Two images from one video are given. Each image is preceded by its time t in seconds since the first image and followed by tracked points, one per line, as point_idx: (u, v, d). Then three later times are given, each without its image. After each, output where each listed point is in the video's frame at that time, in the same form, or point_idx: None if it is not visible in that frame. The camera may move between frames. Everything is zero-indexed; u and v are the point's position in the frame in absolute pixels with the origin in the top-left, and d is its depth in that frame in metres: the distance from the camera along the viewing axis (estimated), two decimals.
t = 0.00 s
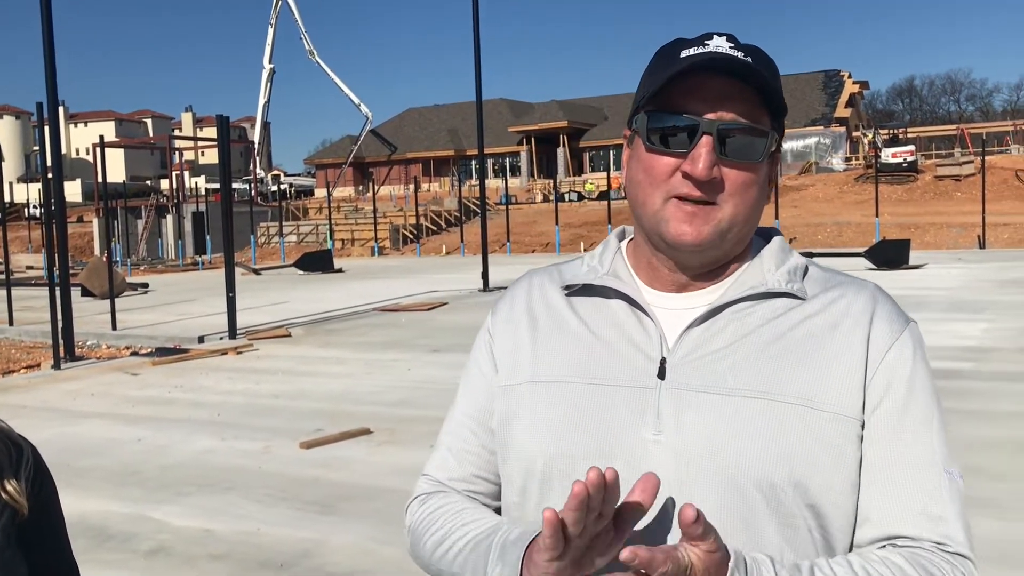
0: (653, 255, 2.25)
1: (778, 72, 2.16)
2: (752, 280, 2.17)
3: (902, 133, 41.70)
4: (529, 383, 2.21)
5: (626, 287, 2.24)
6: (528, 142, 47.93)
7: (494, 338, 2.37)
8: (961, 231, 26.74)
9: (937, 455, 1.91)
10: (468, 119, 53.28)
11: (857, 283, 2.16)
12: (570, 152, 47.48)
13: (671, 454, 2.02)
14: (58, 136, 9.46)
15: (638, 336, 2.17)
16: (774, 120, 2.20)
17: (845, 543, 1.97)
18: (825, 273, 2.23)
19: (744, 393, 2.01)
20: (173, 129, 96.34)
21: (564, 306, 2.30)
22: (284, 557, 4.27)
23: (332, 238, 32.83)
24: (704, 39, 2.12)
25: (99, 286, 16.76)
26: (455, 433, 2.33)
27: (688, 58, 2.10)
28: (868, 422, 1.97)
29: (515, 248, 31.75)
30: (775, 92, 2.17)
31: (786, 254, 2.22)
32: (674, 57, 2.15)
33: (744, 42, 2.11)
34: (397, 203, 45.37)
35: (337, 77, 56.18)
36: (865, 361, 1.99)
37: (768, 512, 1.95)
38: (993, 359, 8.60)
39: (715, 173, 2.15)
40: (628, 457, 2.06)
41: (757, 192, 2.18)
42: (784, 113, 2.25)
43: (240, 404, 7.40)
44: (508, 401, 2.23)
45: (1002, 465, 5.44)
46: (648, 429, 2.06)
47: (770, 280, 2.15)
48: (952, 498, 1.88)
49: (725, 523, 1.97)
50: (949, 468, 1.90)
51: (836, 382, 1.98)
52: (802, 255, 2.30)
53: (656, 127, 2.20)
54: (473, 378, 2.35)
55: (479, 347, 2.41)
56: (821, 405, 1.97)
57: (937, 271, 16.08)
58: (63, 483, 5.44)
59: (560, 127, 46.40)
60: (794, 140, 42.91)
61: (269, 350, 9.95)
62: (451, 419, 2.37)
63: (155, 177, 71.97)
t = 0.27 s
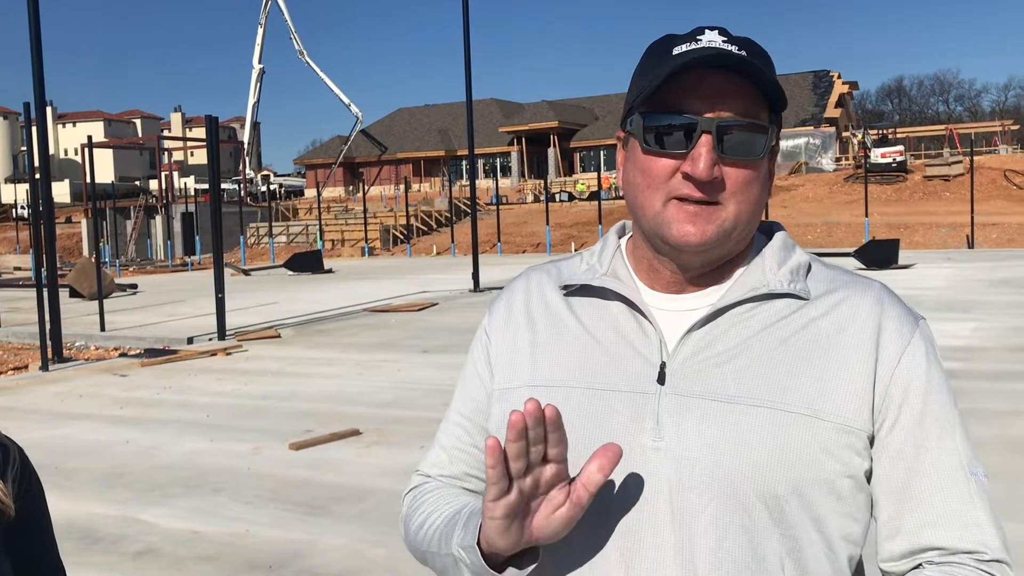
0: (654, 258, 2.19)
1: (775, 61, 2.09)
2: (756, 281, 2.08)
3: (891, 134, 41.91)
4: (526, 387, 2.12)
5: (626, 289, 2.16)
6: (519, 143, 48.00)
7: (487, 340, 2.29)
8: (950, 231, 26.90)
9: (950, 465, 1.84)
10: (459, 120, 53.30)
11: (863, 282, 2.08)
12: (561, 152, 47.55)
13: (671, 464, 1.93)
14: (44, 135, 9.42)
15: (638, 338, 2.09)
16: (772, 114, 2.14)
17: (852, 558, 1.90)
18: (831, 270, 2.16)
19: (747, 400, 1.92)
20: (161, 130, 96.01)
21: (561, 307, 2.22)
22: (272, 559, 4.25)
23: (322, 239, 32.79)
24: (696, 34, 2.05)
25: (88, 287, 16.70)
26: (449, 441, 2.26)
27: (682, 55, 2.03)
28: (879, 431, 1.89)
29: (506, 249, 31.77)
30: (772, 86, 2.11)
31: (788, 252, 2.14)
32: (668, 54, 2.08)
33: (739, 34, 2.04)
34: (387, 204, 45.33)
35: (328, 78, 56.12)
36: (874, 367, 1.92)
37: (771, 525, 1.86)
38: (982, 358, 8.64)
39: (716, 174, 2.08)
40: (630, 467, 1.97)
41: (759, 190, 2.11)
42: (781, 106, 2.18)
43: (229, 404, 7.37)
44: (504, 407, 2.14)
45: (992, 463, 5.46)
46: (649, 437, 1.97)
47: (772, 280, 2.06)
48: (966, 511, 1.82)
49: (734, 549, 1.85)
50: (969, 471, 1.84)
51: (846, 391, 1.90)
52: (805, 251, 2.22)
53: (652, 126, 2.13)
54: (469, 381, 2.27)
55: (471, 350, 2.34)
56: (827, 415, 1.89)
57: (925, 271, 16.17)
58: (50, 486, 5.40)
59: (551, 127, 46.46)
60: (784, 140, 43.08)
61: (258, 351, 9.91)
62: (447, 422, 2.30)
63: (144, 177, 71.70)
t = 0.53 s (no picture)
0: (650, 261, 2.19)
1: (766, 60, 2.08)
2: (754, 281, 2.08)
3: (882, 133, 42.05)
4: (524, 389, 2.13)
5: (622, 289, 2.16)
6: (511, 142, 48.00)
7: (487, 338, 2.29)
8: (940, 229, 27.01)
9: (945, 463, 1.85)
10: (450, 119, 53.26)
11: (861, 280, 2.08)
12: (552, 151, 47.58)
13: (670, 465, 1.95)
14: (33, 134, 9.37)
15: (636, 340, 2.09)
16: (764, 113, 2.13)
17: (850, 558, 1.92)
18: (828, 268, 2.15)
19: (745, 404, 1.93)
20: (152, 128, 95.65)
21: (558, 308, 2.22)
22: (263, 558, 4.25)
23: (313, 238, 32.74)
24: (684, 35, 2.05)
25: (78, 286, 16.64)
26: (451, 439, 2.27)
27: (671, 57, 2.03)
28: (874, 432, 1.90)
29: (497, 248, 31.77)
30: (763, 85, 2.10)
31: (786, 251, 2.14)
32: (657, 55, 2.08)
33: (727, 34, 2.03)
34: (379, 202, 45.30)
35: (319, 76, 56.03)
36: (870, 367, 1.92)
37: (769, 527, 1.88)
38: (972, 357, 8.69)
39: (710, 176, 2.08)
40: (628, 469, 1.98)
41: (754, 190, 2.11)
42: (774, 104, 2.17)
43: (220, 404, 7.35)
44: (502, 409, 2.15)
45: (980, 461, 5.49)
46: (648, 439, 1.98)
47: (770, 282, 2.06)
48: (961, 508, 1.82)
49: (729, 547, 1.89)
50: (959, 471, 1.85)
51: (840, 392, 1.91)
52: (802, 250, 2.21)
53: (643, 129, 2.13)
54: (468, 382, 2.27)
55: (472, 347, 2.33)
56: (823, 416, 1.90)
57: (915, 270, 16.25)
58: (40, 486, 5.39)
59: (543, 126, 46.48)
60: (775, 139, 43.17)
61: (249, 350, 9.90)
62: (447, 423, 2.31)
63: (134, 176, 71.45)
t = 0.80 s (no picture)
0: (643, 255, 2.18)
1: (761, 54, 2.08)
2: (750, 275, 2.08)
3: (874, 131, 42.16)
4: (521, 381, 2.13)
5: (619, 281, 2.15)
6: (504, 139, 48.00)
7: (485, 332, 2.28)
8: (932, 226, 27.10)
9: (941, 451, 1.85)
10: (444, 116, 53.22)
11: (858, 273, 2.07)
12: (546, 149, 47.58)
13: (670, 458, 1.95)
14: (24, 132, 9.32)
15: (633, 333, 2.09)
16: (759, 106, 2.13)
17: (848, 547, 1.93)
18: (826, 260, 2.14)
19: (744, 397, 1.94)
20: (144, 126, 95.35)
21: (553, 301, 2.21)
22: (256, 556, 4.24)
23: (306, 236, 32.68)
24: (679, 26, 2.05)
25: (70, 284, 16.59)
26: (451, 431, 2.27)
27: (665, 49, 2.03)
28: (870, 421, 1.90)
29: (490, 246, 31.76)
30: (756, 80, 2.10)
31: (784, 244, 2.13)
32: (650, 48, 2.08)
33: (721, 27, 2.04)
34: (372, 200, 45.25)
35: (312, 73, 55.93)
36: (866, 358, 1.93)
37: (768, 519, 1.90)
38: (965, 353, 8.71)
39: (699, 169, 2.08)
40: (626, 461, 1.99)
41: (745, 184, 2.12)
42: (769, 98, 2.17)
43: (213, 402, 7.34)
44: (500, 403, 2.15)
45: (974, 457, 5.51)
46: (647, 432, 1.99)
47: (767, 275, 2.05)
48: (956, 496, 1.83)
49: (729, 539, 1.91)
50: (953, 460, 1.84)
51: (836, 383, 1.91)
52: (800, 243, 2.20)
53: (635, 121, 2.14)
54: (466, 376, 2.28)
55: (471, 340, 2.33)
56: (822, 408, 1.90)
57: (907, 266, 16.30)
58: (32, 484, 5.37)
59: (536, 123, 46.48)
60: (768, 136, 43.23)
61: (242, 347, 9.88)
62: (447, 415, 2.31)
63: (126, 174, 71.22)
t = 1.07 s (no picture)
0: (641, 255, 2.17)
1: (760, 53, 2.07)
2: (749, 276, 2.07)
3: (869, 128, 42.25)
4: (517, 381, 2.13)
5: (616, 280, 2.14)
6: (500, 136, 48.00)
7: (482, 330, 2.27)
8: (927, 224, 27.16)
9: (938, 452, 1.84)
10: (439, 113, 53.18)
11: (857, 271, 2.06)
12: (541, 146, 47.58)
13: (668, 458, 1.94)
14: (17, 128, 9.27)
15: (631, 333, 2.07)
16: (759, 107, 2.12)
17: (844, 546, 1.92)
18: (824, 259, 2.13)
19: (743, 397, 1.93)
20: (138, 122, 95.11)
21: (551, 299, 2.20)
22: (249, 554, 4.22)
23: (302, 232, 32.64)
24: (677, 26, 2.04)
25: (64, 281, 16.53)
26: (448, 430, 2.26)
27: (663, 49, 2.02)
28: (868, 421, 1.90)
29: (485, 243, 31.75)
30: (756, 78, 2.08)
31: (782, 244, 2.12)
32: (648, 48, 2.07)
33: (720, 26, 2.03)
34: (367, 197, 45.21)
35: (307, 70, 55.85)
36: (865, 357, 1.92)
37: (765, 519, 1.89)
38: (960, 350, 8.73)
39: (698, 171, 2.07)
40: (623, 460, 1.98)
41: (744, 183, 2.11)
42: (768, 97, 2.16)
43: (208, 399, 7.32)
44: (497, 402, 2.14)
45: (970, 454, 5.52)
46: (643, 432, 1.98)
47: (765, 275, 2.04)
48: (952, 496, 1.82)
49: (727, 538, 1.90)
50: (950, 461, 1.83)
51: (835, 384, 1.90)
52: (799, 242, 2.19)
53: (633, 121, 2.13)
54: (463, 373, 2.26)
55: (468, 337, 2.32)
56: (820, 409, 1.90)
57: (902, 264, 16.33)
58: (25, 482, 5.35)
59: (532, 120, 46.47)
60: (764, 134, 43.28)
61: (236, 344, 9.86)
62: (443, 412, 2.30)
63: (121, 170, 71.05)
